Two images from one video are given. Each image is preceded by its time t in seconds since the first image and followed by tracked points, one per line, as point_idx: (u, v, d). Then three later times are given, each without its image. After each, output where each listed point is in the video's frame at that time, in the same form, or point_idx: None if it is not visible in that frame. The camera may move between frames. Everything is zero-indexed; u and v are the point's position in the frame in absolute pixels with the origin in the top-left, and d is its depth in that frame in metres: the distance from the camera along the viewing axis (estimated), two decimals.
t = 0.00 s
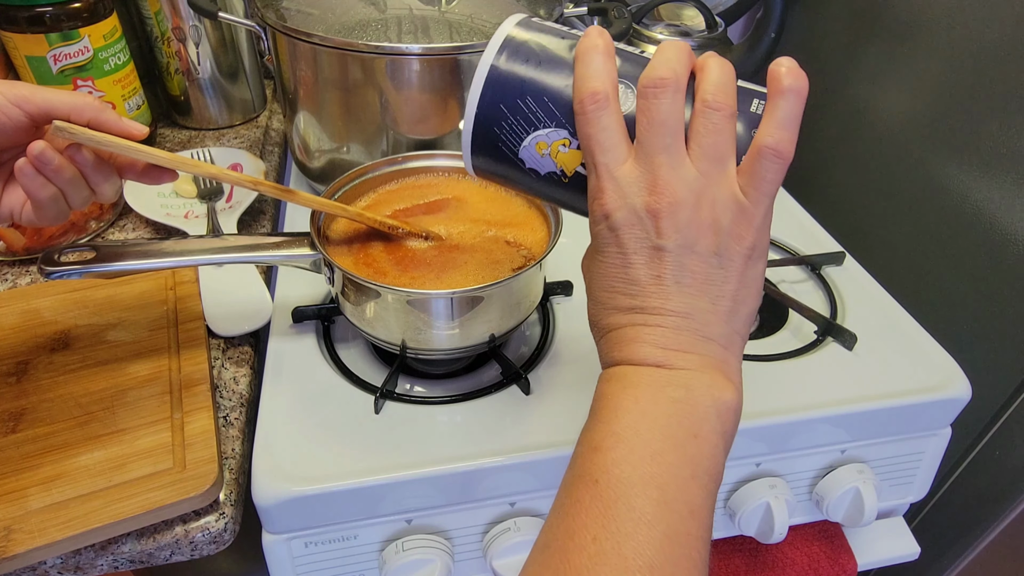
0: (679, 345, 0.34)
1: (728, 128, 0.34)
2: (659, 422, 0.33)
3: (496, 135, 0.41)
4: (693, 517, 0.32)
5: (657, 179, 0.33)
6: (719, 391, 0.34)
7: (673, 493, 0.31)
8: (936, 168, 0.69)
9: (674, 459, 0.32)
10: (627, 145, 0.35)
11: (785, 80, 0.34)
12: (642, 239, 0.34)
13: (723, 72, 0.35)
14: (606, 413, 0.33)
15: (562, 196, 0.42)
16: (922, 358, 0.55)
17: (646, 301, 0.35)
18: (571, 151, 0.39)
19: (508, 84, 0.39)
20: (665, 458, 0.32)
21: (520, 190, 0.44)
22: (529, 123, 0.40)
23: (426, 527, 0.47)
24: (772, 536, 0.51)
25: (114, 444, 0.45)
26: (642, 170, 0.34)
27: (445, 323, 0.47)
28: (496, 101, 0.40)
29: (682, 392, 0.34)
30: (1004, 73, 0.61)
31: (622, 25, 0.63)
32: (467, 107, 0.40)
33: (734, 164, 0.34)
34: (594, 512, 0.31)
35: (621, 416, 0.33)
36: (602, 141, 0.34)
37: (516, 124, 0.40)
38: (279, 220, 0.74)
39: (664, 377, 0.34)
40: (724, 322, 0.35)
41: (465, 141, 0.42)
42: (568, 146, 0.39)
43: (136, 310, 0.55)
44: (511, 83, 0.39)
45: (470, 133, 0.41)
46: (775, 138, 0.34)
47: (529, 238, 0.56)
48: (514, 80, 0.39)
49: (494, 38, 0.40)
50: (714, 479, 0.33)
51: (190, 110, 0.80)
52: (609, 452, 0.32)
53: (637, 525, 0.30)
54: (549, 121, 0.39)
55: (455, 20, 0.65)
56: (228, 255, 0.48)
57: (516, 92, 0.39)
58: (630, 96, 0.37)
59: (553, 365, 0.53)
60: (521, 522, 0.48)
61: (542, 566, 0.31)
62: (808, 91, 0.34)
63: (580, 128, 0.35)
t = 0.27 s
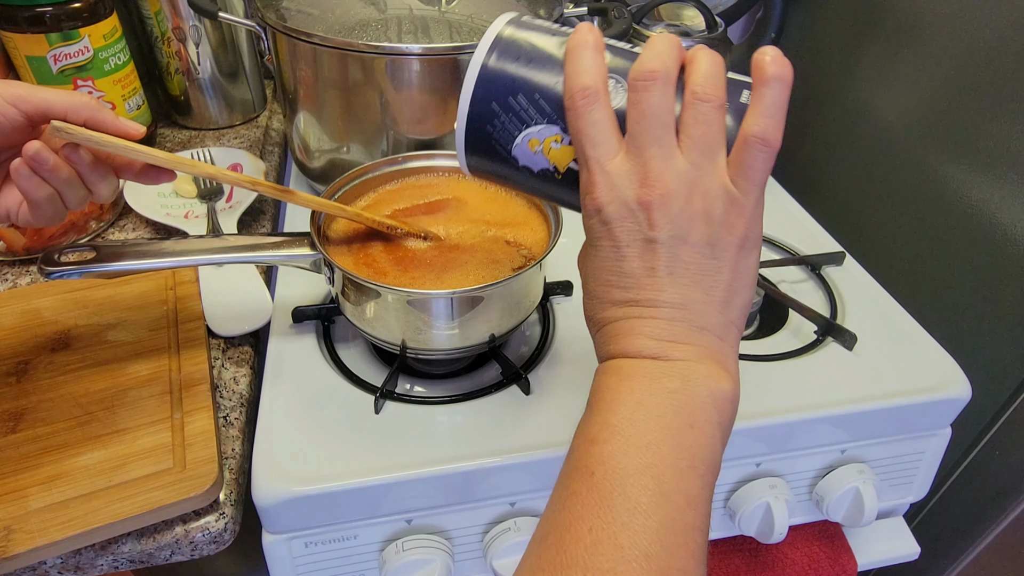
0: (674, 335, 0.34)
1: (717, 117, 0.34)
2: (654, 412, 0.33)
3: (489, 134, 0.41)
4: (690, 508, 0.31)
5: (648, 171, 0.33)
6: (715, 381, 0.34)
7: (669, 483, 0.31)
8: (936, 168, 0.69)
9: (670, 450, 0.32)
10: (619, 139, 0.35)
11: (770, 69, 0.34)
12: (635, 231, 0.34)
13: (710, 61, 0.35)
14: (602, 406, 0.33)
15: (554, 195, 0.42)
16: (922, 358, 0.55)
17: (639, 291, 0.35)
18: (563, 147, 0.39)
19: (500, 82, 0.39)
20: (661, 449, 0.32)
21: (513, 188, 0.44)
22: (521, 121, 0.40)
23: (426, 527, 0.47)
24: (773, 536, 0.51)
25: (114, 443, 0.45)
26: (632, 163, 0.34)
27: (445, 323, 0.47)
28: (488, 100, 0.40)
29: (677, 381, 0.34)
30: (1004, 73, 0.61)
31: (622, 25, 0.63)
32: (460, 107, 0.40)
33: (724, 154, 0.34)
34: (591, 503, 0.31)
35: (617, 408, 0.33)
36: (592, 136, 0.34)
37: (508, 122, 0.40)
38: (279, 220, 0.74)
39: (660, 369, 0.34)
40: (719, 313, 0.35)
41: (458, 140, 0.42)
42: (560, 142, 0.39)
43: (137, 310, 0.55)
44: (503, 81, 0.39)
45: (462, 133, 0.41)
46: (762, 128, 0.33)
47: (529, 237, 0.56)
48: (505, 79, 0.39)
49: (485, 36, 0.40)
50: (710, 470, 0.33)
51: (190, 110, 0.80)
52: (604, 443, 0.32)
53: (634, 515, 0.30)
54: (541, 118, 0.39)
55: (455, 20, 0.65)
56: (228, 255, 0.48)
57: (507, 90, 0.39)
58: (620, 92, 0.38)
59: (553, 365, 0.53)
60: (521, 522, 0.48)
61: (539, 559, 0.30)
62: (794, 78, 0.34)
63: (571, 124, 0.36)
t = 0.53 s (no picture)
0: (676, 336, 0.34)
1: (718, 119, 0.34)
2: (655, 413, 0.33)
3: (492, 136, 0.41)
4: (691, 509, 0.31)
5: (650, 171, 0.33)
6: (717, 381, 0.34)
7: (670, 484, 0.31)
8: (936, 168, 0.69)
9: (671, 451, 0.32)
10: (621, 139, 0.35)
11: (770, 68, 0.34)
12: (636, 232, 0.34)
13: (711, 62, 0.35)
14: (602, 407, 0.34)
15: (560, 196, 0.42)
16: (922, 358, 0.55)
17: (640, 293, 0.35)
18: (566, 149, 0.39)
19: (503, 84, 0.39)
20: (662, 450, 0.32)
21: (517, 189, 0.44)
22: (524, 123, 0.40)
23: (425, 527, 0.47)
24: (772, 537, 0.51)
25: (114, 444, 0.45)
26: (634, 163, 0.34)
27: (445, 323, 0.47)
28: (492, 102, 0.40)
29: (679, 382, 0.34)
30: (1005, 73, 0.61)
31: (622, 26, 0.63)
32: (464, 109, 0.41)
33: (725, 155, 0.34)
34: (591, 504, 0.31)
35: (618, 410, 0.33)
36: (595, 136, 0.34)
37: (511, 124, 0.40)
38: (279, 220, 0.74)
39: (662, 370, 0.34)
40: (721, 314, 0.35)
41: (461, 142, 0.42)
42: (563, 143, 0.39)
43: (136, 310, 0.55)
44: (506, 83, 0.39)
45: (466, 134, 0.41)
46: (762, 127, 0.34)
47: (529, 238, 0.56)
48: (508, 81, 0.39)
49: (488, 39, 0.40)
50: (710, 470, 0.33)
51: (190, 110, 0.80)
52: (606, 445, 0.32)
53: (634, 516, 0.30)
54: (544, 119, 0.39)
55: (455, 20, 0.65)
56: (228, 255, 0.48)
57: (510, 92, 0.39)
58: (622, 93, 0.37)
59: (553, 366, 0.53)
60: (521, 522, 0.48)
61: (538, 560, 0.30)
62: (793, 78, 0.34)
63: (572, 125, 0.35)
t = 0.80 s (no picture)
0: (678, 335, 0.35)
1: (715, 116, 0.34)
2: (658, 412, 0.33)
3: (488, 139, 0.41)
4: (693, 508, 0.31)
5: (648, 170, 0.33)
6: (719, 380, 0.34)
7: (673, 482, 0.31)
8: (936, 168, 0.69)
9: (673, 449, 0.32)
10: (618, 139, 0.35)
11: (763, 63, 0.34)
12: (636, 231, 0.34)
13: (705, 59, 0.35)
14: (603, 408, 0.33)
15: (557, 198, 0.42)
16: (922, 357, 0.55)
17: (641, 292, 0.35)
18: (562, 151, 0.39)
19: (497, 88, 0.39)
20: (664, 448, 0.32)
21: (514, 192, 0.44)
22: (519, 125, 0.40)
23: (425, 527, 0.47)
24: (773, 537, 0.51)
25: (114, 443, 0.45)
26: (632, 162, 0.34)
27: (445, 322, 0.47)
28: (486, 106, 0.40)
29: (682, 379, 0.34)
30: (1004, 73, 0.61)
31: (622, 25, 0.63)
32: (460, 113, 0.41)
33: (722, 152, 0.34)
34: (593, 504, 0.31)
35: (621, 409, 0.33)
36: (591, 136, 0.34)
37: (507, 126, 0.40)
38: (279, 220, 0.74)
39: (665, 369, 0.34)
40: (723, 313, 0.35)
41: (457, 146, 0.42)
42: (559, 145, 0.39)
43: (136, 310, 0.55)
44: (500, 86, 0.39)
45: (461, 138, 0.41)
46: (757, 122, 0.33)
47: (529, 238, 0.56)
48: (502, 84, 0.39)
49: (482, 43, 0.40)
50: (711, 470, 0.33)
51: (190, 110, 0.80)
52: (608, 444, 0.32)
53: (636, 515, 0.30)
54: (540, 121, 0.39)
55: (455, 20, 0.65)
56: (228, 255, 0.48)
57: (505, 95, 0.39)
58: (618, 96, 0.37)
59: (553, 366, 0.53)
60: (521, 522, 0.48)
61: (540, 560, 0.30)
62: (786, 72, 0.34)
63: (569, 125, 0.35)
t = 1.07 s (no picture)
0: (667, 336, 0.35)
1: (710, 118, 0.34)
2: (645, 411, 0.33)
3: (485, 137, 0.41)
4: (682, 506, 0.31)
5: (641, 172, 0.34)
6: (707, 379, 0.34)
7: (662, 481, 0.31)
8: (936, 168, 0.69)
9: (669, 448, 0.32)
10: (611, 141, 0.35)
11: (755, 69, 0.34)
12: (627, 233, 0.34)
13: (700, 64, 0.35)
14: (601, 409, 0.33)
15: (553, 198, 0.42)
16: (922, 357, 0.55)
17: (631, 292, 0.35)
18: (558, 150, 0.39)
19: (496, 86, 0.39)
20: (660, 446, 0.32)
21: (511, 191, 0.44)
22: (516, 124, 0.40)
23: (425, 527, 0.47)
24: (773, 537, 0.51)
25: (114, 444, 0.45)
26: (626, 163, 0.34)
27: (445, 323, 0.47)
28: (484, 104, 0.40)
29: (668, 378, 0.34)
30: (1005, 73, 0.61)
31: (622, 25, 0.63)
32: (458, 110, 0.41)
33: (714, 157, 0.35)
34: (583, 503, 0.31)
35: (615, 409, 0.33)
36: (586, 137, 0.34)
37: (504, 125, 0.40)
38: (279, 220, 0.74)
39: (652, 368, 0.34)
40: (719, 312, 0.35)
41: (455, 144, 0.42)
42: (555, 145, 0.39)
43: (136, 310, 0.55)
44: (498, 85, 0.39)
45: (459, 136, 0.41)
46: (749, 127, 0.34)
47: (529, 238, 0.56)
48: (500, 83, 0.39)
49: (481, 42, 0.40)
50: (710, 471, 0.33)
51: (190, 110, 0.80)
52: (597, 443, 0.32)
53: (625, 513, 0.30)
54: (537, 120, 0.39)
55: (455, 20, 0.65)
56: (228, 255, 0.48)
57: (503, 93, 0.39)
58: (614, 96, 0.37)
59: (552, 366, 0.53)
60: (521, 523, 0.48)
61: (531, 559, 0.30)
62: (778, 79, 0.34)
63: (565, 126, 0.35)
